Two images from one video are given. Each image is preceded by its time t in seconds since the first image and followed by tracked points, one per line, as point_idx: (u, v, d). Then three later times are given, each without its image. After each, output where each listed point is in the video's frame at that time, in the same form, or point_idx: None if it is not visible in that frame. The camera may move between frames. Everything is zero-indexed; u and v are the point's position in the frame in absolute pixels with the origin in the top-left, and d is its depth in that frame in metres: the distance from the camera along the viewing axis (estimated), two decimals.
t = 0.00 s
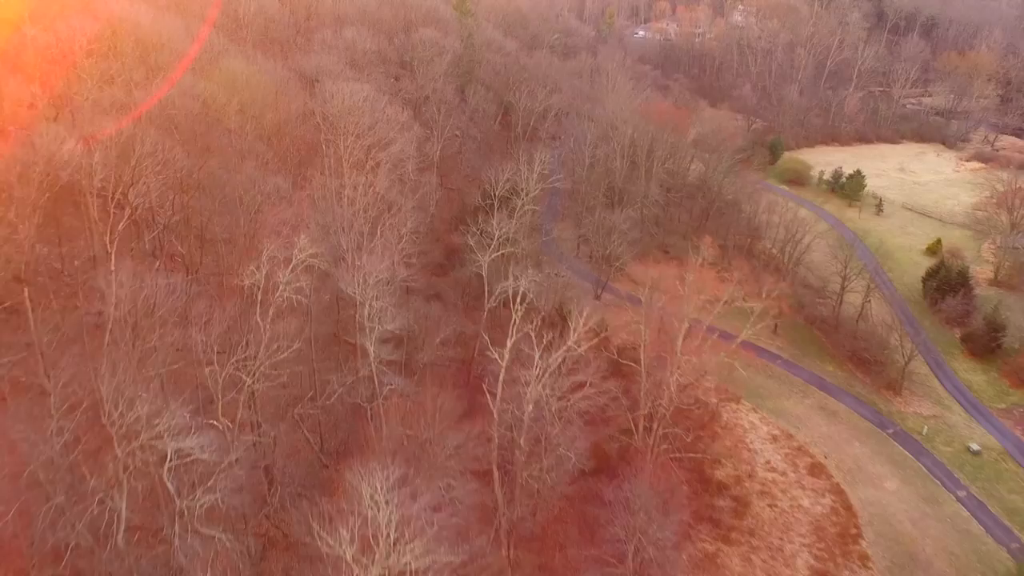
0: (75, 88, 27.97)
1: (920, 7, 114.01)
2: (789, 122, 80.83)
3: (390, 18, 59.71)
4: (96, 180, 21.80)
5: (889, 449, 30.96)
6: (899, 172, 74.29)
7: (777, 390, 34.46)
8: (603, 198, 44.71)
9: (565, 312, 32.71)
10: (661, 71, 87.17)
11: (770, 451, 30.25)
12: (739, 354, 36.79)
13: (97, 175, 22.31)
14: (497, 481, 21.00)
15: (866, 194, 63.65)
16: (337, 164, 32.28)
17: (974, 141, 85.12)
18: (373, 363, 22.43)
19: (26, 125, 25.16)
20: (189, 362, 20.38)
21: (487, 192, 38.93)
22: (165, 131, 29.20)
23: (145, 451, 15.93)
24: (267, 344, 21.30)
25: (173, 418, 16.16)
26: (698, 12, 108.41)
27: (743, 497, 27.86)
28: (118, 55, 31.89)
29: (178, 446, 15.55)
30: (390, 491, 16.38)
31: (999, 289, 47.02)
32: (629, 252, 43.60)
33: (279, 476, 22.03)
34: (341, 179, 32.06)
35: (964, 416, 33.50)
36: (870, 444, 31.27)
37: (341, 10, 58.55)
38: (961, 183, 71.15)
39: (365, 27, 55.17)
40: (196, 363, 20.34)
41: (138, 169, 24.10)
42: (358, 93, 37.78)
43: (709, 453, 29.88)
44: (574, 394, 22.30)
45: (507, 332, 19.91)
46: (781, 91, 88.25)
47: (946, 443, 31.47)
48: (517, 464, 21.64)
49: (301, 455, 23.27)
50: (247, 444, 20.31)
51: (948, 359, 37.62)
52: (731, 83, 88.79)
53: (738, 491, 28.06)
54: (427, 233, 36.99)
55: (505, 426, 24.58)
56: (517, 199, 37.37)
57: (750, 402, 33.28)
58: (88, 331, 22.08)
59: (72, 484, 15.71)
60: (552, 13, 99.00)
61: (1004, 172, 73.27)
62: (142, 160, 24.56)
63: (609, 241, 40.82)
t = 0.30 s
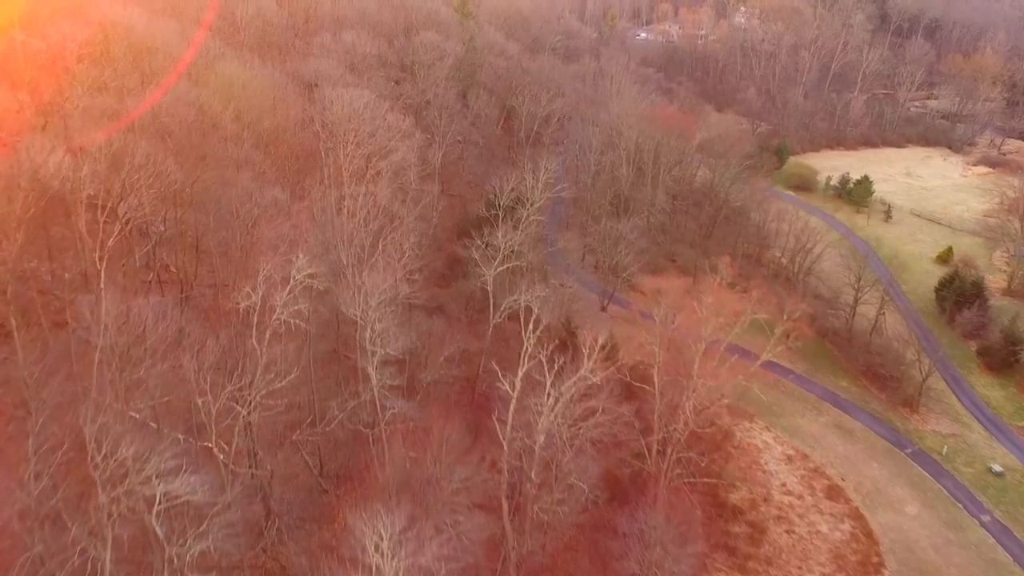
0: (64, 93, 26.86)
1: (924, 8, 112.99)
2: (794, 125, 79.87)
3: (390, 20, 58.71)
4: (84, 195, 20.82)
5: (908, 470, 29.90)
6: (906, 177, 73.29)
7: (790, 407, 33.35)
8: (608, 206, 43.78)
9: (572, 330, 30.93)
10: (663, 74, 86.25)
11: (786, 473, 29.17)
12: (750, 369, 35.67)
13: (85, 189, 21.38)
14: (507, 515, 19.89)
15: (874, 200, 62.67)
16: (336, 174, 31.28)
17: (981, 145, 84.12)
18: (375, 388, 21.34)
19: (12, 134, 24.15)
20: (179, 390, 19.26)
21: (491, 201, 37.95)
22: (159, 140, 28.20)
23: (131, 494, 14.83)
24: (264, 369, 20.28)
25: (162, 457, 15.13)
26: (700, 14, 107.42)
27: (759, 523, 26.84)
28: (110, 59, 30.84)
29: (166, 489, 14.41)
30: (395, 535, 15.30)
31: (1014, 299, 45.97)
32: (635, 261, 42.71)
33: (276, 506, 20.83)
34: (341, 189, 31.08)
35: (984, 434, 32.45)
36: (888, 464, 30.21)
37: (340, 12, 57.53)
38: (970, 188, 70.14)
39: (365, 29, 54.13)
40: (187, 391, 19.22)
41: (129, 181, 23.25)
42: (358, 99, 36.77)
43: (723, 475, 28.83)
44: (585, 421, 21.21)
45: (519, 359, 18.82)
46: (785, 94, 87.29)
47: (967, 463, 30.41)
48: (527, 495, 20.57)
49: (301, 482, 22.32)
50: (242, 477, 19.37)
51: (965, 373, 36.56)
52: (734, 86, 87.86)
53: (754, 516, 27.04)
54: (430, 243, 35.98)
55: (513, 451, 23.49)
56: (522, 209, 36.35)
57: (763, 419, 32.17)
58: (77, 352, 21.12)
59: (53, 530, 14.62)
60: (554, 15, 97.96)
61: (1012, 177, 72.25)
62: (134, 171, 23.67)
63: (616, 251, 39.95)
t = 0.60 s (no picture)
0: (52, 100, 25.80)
1: (927, 11, 112.02)
2: (799, 130, 78.95)
3: (390, 24, 57.67)
4: (73, 212, 19.79)
5: (928, 493, 28.90)
6: (912, 182, 72.35)
7: (804, 426, 32.27)
8: (613, 215, 42.83)
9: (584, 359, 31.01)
10: (666, 78, 85.23)
11: (802, 497, 28.16)
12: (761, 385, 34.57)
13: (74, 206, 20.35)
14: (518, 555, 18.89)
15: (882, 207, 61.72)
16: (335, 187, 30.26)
17: (987, 150, 83.19)
18: (377, 420, 20.28)
19: None
20: (170, 424, 18.21)
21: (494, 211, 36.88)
22: (153, 152, 27.22)
23: (118, 547, 13.81)
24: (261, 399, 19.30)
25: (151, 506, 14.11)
26: (702, 17, 106.37)
27: (776, 552, 25.95)
28: (101, 66, 29.81)
29: (155, 542, 13.33)
30: None
31: None
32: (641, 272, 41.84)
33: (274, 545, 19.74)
34: (341, 202, 30.10)
35: (1005, 455, 31.47)
36: (906, 487, 29.21)
37: (339, 15, 56.47)
38: (977, 194, 69.19)
39: (364, 33, 53.11)
40: (178, 425, 18.17)
41: (120, 195, 22.22)
42: (358, 107, 35.79)
43: (737, 500, 27.88)
44: (598, 454, 20.13)
45: (531, 393, 17.74)
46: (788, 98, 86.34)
47: (988, 486, 29.42)
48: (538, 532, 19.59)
49: (300, 515, 21.41)
50: (237, 516, 18.55)
51: (982, 389, 35.55)
52: (737, 90, 86.89)
53: (770, 545, 26.16)
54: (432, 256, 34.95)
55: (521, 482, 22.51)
56: (527, 220, 35.38)
57: (777, 439, 31.11)
58: (67, 378, 20.21)
59: None
60: (555, 17, 96.87)
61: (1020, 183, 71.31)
62: (126, 185, 22.68)
63: (623, 263, 39.02)
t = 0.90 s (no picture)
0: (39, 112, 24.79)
1: (930, 13, 110.98)
2: (803, 134, 77.99)
3: (389, 28, 56.62)
4: (59, 233, 18.82)
5: (949, 519, 27.88)
6: (919, 188, 71.35)
7: (817, 446, 31.20)
8: (618, 225, 41.87)
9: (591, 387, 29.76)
10: (668, 81, 84.25)
11: (818, 524, 27.13)
12: (772, 404, 33.56)
13: (59, 223, 19.41)
14: None
15: (889, 214, 60.76)
16: (334, 202, 29.30)
17: (993, 155, 82.21)
18: (378, 455, 19.24)
19: None
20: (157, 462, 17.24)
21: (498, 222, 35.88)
22: (145, 165, 26.24)
23: None
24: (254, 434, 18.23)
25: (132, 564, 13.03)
26: (704, 19, 105.35)
27: None
28: (91, 77, 28.85)
29: None
30: None
31: None
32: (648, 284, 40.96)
33: None
34: (340, 215, 29.09)
35: None
36: (926, 512, 28.18)
37: (337, 19, 55.44)
38: (985, 201, 68.18)
39: (363, 37, 52.09)
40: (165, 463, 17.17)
41: (109, 210, 21.29)
42: (357, 115, 34.78)
43: (750, 528, 26.90)
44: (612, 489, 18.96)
45: (543, 432, 16.32)
46: (792, 102, 85.36)
47: (1011, 512, 28.45)
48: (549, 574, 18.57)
49: (298, 549, 20.45)
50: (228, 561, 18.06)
51: (1000, 407, 34.58)
52: (741, 93, 85.93)
53: None
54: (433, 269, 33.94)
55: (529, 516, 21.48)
56: (532, 232, 34.41)
57: (790, 461, 30.06)
58: (53, 408, 19.26)
59: None
60: (556, 19, 95.81)
61: None
62: (116, 199, 21.76)
63: (629, 276, 38.13)
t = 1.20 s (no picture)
0: (22, 130, 24.00)
1: (934, 15, 109.88)
2: (809, 139, 76.99)
3: (389, 32, 55.56)
4: (37, 254, 17.84)
5: (971, 548, 26.82)
6: (926, 194, 70.32)
7: (833, 468, 30.04)
8: (624, 236, 40.90)
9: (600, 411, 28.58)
10: (671, 85, 83.25)
11: (836, 553, 26.05)
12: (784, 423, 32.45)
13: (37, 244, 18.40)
14: None
15: (897, 221, 59.72)
16: (332, 217, 28.27)
17: (999, 160, 81.17)
18: (378, 496, 18.20)
19: None
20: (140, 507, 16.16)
21: (501, 235, 34.85)
22: (134, 180, 25.21)
23: None
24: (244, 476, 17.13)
25: None
26: (706, 22, 104.34)
27: None
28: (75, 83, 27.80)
29: None
30: None
31: None
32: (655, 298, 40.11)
33: None
34: (338, 231, 28.07)
35: None
36: (947, 541, 27.12)
37: (336, 23, 54.39)
38: (994, 207, 67.12)
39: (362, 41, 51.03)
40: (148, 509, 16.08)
41: (91, 223, 20.28)
42: (356, 124, 33.76)
43: (766, 558, 25.83)
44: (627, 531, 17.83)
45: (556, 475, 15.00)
46: (796, 106, 84.38)
47: None
48: None
49: None
50: None
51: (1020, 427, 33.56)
52: (744, 97, 84.93)
53: None
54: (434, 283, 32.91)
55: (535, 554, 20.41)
56: (536, 246, 33.38)
57: (805, 485, 28.93)
58: (37, 444, 18.24)
59: None
60: (557, 23, 94.81)
61: None
62: (99, 213, 20.74)
63: (636, 290, 37.19)
